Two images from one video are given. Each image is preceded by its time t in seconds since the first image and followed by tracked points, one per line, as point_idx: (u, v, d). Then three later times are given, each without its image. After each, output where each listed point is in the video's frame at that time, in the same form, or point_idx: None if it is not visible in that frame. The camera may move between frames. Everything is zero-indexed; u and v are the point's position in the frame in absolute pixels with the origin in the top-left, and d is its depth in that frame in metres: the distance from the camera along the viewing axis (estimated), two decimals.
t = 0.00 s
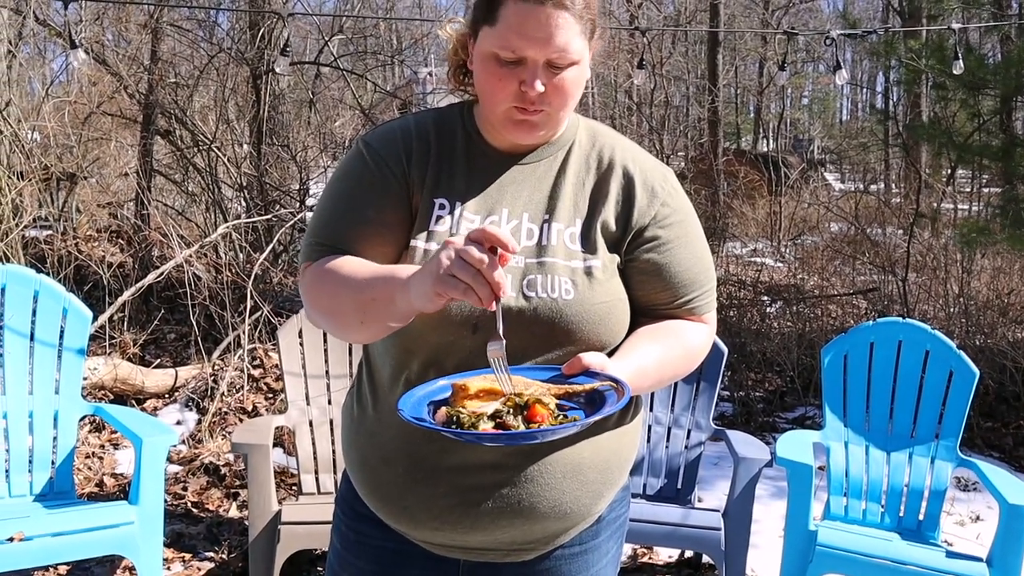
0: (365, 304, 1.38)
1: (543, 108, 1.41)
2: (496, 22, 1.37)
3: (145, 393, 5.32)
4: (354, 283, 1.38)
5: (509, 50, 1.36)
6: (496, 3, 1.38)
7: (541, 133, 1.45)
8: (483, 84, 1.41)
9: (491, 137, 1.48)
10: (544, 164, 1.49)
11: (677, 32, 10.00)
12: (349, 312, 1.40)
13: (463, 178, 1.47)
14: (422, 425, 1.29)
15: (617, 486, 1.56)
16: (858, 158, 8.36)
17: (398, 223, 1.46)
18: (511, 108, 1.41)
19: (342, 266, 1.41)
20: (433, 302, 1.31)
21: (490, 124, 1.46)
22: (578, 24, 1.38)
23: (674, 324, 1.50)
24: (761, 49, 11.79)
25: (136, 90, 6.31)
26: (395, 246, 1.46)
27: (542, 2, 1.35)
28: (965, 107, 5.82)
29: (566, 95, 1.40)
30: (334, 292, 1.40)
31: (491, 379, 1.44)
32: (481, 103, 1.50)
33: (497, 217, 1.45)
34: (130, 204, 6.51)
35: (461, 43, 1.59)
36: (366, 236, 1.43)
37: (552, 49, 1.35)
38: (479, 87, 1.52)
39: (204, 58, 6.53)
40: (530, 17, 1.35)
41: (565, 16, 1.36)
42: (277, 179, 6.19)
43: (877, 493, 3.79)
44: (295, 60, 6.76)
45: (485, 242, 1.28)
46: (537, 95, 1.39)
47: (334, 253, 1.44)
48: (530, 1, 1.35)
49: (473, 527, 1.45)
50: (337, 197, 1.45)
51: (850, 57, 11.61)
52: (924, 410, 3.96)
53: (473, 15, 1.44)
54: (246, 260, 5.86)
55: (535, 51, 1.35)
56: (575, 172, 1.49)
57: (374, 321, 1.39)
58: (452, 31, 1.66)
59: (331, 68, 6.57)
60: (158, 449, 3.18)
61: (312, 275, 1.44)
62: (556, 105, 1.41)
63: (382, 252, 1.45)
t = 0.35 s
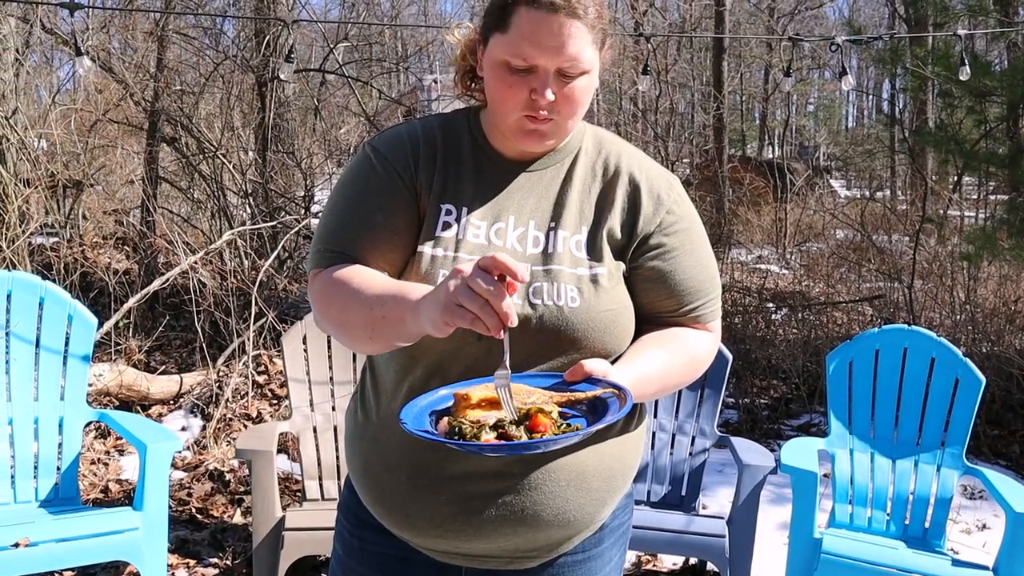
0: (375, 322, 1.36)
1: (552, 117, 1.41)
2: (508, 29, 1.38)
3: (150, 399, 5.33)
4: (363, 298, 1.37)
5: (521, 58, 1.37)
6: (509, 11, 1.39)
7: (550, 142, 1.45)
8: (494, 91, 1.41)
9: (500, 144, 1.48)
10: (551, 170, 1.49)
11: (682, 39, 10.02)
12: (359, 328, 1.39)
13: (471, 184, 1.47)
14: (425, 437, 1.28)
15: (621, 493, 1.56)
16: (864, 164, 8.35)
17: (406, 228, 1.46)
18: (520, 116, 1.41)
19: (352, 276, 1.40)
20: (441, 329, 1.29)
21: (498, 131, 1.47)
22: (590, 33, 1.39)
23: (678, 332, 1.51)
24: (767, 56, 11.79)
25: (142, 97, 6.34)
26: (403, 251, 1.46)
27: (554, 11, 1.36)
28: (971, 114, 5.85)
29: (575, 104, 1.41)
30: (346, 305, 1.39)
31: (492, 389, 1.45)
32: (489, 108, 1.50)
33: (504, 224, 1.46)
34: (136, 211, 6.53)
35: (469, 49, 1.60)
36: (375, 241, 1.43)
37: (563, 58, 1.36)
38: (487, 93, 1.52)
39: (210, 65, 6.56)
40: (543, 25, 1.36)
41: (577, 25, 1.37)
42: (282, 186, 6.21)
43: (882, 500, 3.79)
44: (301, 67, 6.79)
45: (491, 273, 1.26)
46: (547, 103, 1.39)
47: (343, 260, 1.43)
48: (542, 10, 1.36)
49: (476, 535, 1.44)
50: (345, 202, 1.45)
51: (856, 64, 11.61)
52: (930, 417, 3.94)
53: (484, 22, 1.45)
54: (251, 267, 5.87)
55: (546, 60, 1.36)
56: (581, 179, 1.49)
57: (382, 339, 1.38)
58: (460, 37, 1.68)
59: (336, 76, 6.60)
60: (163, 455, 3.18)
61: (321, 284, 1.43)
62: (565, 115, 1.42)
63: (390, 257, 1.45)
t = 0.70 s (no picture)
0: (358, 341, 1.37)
1: (552, 119, 1.41)
2: (510, 30, 1.38)
3: (151, 401, 5.33)
4: (344, 325, 1.38)
5: (523, 59, 1.37)
6: (511, 12, 1.39)
7: (550, 144, 1.45)
8: (495, 92, 1.42)
9: (500, 145, 1.48)
10: (552, 171, 1.49)
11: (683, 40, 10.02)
12: (344, 342, 1.39)
13: (471, 186, 1.47)
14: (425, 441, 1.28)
15: (622, 495, 1.56)
16: (865, 166, 8.34)
17: (404, 231, 1.45)
18: (521, 118, 1.42)
19: (345, 286, 1.40)
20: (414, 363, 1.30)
21: (498, 133, 1.47)
22: (592, 34, 1.39)
23: (679, 333, 1.51)
24: (767, 58, 11.78)
25: (143, 99, 6.34)
26: (401, 254, 1.46)
27: (557, 11, 1.36)
28: (972, 116, 5.86)
29: (577, 106, 1.41)
30: (331, 319, 1.40)
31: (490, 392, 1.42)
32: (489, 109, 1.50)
33: (504, 226, 1.45)
34: (138, 214, 6.54)
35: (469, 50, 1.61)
36: (373, 245, 1.43)
37: (566, 60, 1.36)
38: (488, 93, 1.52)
39: (211, 67, 6.57)
40: (545, 26, 1.36)
41: (579, 27, 1.37)
42: (283, 188, 6.22)
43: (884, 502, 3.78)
44: (301, 69, 6.79)
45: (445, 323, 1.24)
46: (548, 105, 1.39)
47: (340, 265, 1.43)
48: (545, 11, 1.36)
49: (477, 538, 1.44)
50: (345, 204, 1.45)
51: (856, 66, 11.62)
52: (931, 419, 3.94)
53: (485, 23, 1.45)
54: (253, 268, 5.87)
55: (549, 61, 1.36)
56: (582, 181, 1.49)
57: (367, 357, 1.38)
58: (460, 38, 1.69)
59: (337, 78, 6.62)
60: (163, 457, 3.18)
61: (317, 289, 1.43)
62: (566, 117, 1.42)
63: (388, 260, 1.45)
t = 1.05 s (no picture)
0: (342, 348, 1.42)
1: (556, 124, 1.41)
2: (516, 34, 1.38)
3: (154, 403, 5.33)
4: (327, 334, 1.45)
5: (528, 63, 1.37)
6: (516, 16, 1.39)
7: (553, 147, 1.45)
8: (499, 96, 1.42)
9: (502, 149, 1.48)
10: (555, 173, 1.49)
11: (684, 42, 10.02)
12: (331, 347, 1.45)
13: (472, 189, 1.47)
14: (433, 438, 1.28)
15: (625, 499, 1.56)
16: (867, 167, 8.33)
17: (404, 235, 1.46)
18: (525, 122, 1.42)
19: (338, 296, 1.44)
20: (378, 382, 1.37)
21: (501, 137, 1.47)
22: (597, 38, 1.39)
23: (682, 334, 1.50)
24: (769, 58, 11.77)
25: (145, 101, 6.34)
26: (400, 259, 1.47)
27: (563, 16, 1.36)
28: (974, 116, 5.84)
29: (581, 110, 1.41)
30: (321, 324, 1.46)
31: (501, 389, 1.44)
32: (492, 112, 1.50)
33: (507, 227, 1.45)
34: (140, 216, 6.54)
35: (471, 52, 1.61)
36: (370, 251, 1.45)
37: (570, 64, 1.36)
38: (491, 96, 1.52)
39: (212, 69, 6.57)
40: (551, 30, 1.36)
41: (584, 31, 1.37)
42: (285, 190, 6.23)
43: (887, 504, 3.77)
44: (303, 70, 6.79)
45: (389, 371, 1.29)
46: (553, 109, 1.39)
47: (339, 273, 1.46)
48: (551, 15, 1.36)
49: (479, 540, 1.44)
50: (345, 210, 1.47)
51: (857, 66, 11.61)
52: (934, 420, 3.93)
53: (489, 26, 1.44)
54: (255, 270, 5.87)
55: (554, 65, 1.36)
56: (584, 183, 1.49)
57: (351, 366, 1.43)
58: (463, 41, 1.69)
59: (339, 79, 6.62)
60: (166, 459, 3.18)
61: (316, 296, 1.48)
62: (569, 121, 1.42)
63: (387, 265, 1.46)
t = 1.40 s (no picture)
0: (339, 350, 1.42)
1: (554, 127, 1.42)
2: (514, 38, 1.38)
3: (158, 415, 5.34)
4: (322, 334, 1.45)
5: (526, 67, 1.37)
6: (513, 21, 1.39)
7: (552, 152, 1.46)
8: (498, 100, 1.42)
9: (501, 155, 1.48)
10: (555, 178, 1.50)
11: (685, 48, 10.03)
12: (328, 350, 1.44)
13: (472, 195, 1.47)
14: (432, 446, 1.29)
15: (629, 502, 1.56)
16: (869, 171, 8.32)
17: (404, 241, 1.46)
18: (523, 126, 1.42)
19: (336, 296, 1.43)
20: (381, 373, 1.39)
21: (499, 142, 1.47)
22: (595, 43, 1.39)
23: (683, 338, 1.50)
24: (769, 63, 11.79)
25: (147, 113, 6.36)
26: (400, 265, 1.47)
27: (560, 20, 1.37)
28: (975, 119, 5.84)
29: (578, 114, 1.41)
30: (321, 325, 1.44)
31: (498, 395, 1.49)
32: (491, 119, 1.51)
33: (507, 232, 1.45)
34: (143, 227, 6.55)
35: (471, 59, 1.61)
36: (371, 255, 1.45)
37: (567, 68, 1.37)
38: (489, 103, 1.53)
39: (214, 80, 6.59)
40: (547, 35, 1.36)
41: (581, 35, 1.37)
42: (288, 200, 6.25)
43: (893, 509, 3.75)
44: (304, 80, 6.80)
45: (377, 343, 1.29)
46: (551, 112, 1.39)
47: (338, 277, 1.45)
48: (548, 19, 1.37)
49: (484, 545, 1.44)
50: (345, 215, 1.47)
51: (858, 70, 11.62)
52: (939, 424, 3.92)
53: (488, 32, 1.45)
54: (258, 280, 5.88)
55: (551, 69, 1.37)
56: (584, 189, 1.50)
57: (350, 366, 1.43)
58: (463, 48, 1.70)
59: (340, 89, 6.63)
60: (170, 471, 3.18)
61: (314, 300, 1.46)
62: (567, 125, 1.42)
63: (387, 269, 1.46)
